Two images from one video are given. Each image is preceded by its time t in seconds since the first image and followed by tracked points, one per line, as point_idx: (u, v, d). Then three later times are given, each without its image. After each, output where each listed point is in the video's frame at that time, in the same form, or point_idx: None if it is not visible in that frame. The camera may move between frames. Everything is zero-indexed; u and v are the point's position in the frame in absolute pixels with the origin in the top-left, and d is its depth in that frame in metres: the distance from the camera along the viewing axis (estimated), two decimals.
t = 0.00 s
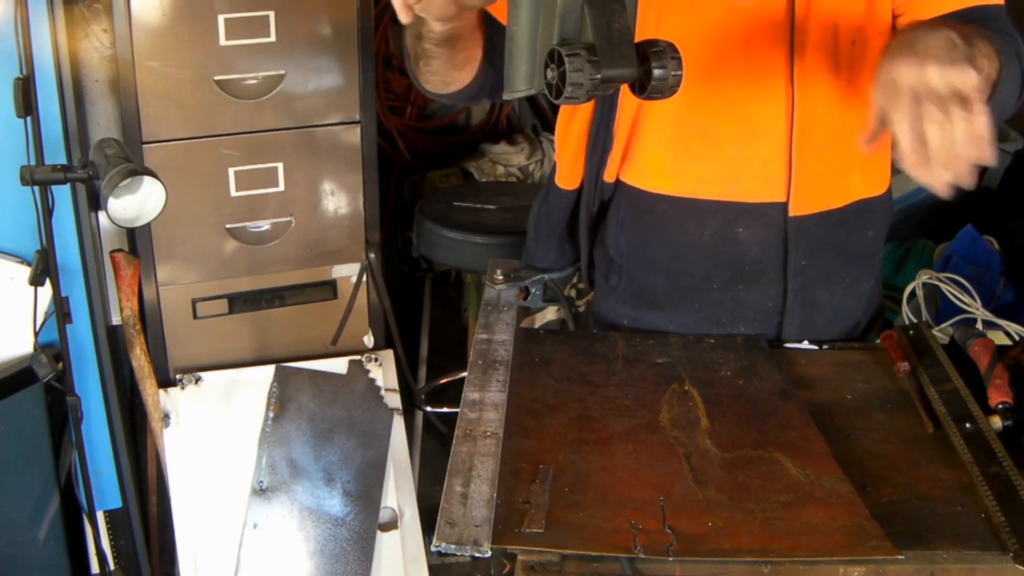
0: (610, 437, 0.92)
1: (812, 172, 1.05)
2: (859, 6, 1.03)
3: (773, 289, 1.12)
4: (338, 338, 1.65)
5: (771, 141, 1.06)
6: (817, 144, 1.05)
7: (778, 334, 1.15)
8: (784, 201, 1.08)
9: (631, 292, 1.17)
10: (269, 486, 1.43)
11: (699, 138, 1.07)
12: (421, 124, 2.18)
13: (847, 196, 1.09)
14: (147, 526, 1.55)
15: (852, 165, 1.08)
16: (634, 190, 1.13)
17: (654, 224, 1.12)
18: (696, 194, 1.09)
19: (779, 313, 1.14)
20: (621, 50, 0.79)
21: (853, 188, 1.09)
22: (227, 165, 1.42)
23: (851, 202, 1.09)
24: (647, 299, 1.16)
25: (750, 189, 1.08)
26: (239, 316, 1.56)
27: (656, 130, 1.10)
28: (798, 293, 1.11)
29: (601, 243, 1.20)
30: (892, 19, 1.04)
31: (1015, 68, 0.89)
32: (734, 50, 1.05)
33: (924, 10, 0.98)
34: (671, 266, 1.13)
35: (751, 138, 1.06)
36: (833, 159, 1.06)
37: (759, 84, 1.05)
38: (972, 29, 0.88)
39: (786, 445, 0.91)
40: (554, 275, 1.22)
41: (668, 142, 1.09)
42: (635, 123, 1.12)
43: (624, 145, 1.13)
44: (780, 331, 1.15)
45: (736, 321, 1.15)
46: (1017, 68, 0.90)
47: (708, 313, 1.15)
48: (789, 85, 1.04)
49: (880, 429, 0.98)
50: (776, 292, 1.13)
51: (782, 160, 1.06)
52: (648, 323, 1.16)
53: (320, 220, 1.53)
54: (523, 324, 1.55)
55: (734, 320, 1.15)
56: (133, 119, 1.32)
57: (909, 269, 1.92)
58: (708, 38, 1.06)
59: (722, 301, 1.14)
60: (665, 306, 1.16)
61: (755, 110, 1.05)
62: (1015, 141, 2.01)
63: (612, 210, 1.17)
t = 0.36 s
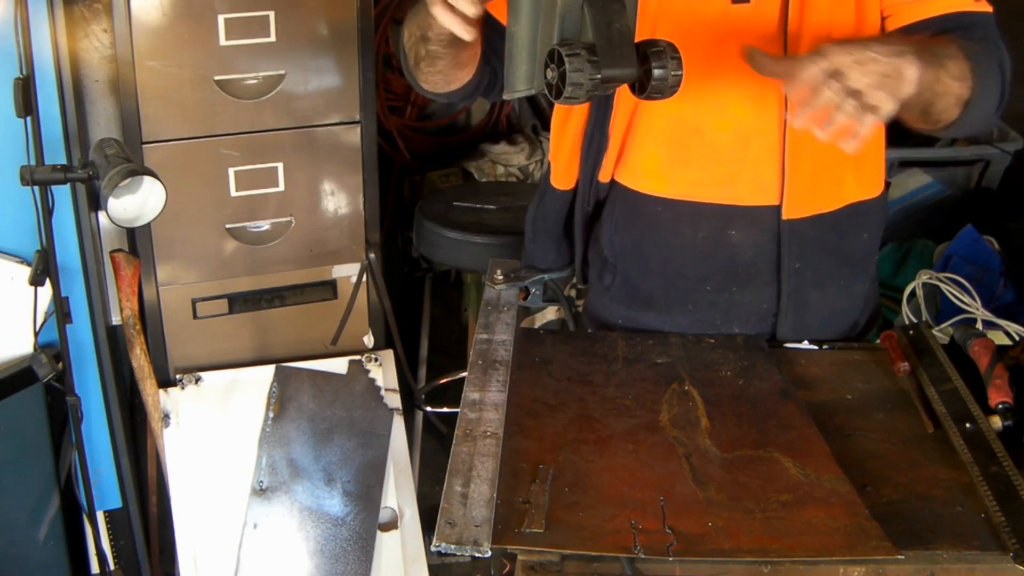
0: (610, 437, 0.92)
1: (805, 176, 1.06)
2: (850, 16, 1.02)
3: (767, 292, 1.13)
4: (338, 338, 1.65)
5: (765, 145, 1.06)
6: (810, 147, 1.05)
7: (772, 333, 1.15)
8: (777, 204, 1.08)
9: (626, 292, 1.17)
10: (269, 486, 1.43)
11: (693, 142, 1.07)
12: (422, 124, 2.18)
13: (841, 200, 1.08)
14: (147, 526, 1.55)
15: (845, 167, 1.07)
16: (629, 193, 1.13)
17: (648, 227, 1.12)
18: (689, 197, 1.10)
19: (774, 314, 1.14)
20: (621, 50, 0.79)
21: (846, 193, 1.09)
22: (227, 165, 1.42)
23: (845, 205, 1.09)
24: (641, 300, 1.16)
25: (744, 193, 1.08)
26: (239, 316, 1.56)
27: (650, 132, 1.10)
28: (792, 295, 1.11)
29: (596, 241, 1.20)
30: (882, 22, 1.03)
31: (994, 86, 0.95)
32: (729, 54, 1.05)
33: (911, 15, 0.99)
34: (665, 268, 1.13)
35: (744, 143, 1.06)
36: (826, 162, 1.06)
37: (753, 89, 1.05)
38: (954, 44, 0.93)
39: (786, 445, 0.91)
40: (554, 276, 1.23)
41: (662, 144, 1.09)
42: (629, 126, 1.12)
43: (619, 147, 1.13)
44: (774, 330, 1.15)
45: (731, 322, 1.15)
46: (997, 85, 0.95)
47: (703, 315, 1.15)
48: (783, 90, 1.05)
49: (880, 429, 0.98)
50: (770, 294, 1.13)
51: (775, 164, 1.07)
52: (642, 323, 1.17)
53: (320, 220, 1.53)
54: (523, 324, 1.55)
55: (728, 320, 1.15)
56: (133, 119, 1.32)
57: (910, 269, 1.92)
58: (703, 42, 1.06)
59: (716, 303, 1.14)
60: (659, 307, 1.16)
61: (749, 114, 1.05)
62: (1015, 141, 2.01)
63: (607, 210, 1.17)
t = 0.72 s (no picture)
0: (610, 437, 0.92)
1: (791, 170, 1.05)
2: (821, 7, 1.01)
3: (758, 287, 1.12)
4: (338, 338, 1.65)
5: (751, 140, 1.06)
6: (797, 141, 1.05)
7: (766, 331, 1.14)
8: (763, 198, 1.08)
9: (621, 286, 1.17)
10: (269, 486, 1.43)
11: (681, 136, 1.08)
12: (422, 124, 2.18)
13: (830, 194, 1.07)
14: (147, 526, 1.55)
15: (833, 161, 1.06)
16: (624, 188, 1.13)
17: (642, 223, 1.13)
18: (675, 190, 1.10)
19: (766, 309, 1.13)
20: (621, 49, 0.79)
21: (836, 186, 1.07)
22: (227, 165, 1.41)
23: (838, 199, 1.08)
24: (635, 294, 1.17)
25: (730, 187, 1.08)
26: (239, 316, 1.56)
27: (641, 126, 1.09)
28: (783, 290, 1.10)
29: (595, 237, 1.20)
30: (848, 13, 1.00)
31: (904, 80, 0.89)
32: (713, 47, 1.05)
33: None
34: (658, 263, 1.13)
35: (729, 136, 1.06)
36: (812, 157, 1.06)
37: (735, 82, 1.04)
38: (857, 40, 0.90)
39: (787, 445, 0.91)
40: (553, 275, 1.22)
41: (653, 138, 1.09)
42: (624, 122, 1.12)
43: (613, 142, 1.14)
44: (768, 327, 1.14)
45: (723, 317, 1.14)
46: (916, 78, 0.89)
47: (694, 310, 1.14)
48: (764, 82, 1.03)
49: (880, 429, 0.98)
50: (760, 289, 1.12)
51: (762, 158, 1.06)
52: (636, 319, 1.16)
53: (320, 221, 1.53)
54: (524, 324, 1.55)
55: (721, 316, 1.14)
56: (133, 119, 1.32)
57: (909, 269, 1.92)
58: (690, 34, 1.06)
59: (707, 299, 1.13)
60: (652, 302, 1.16)
61: (736, 109, 1.05)
62: (1015, 141, 2.01)
63: (603, 204, 1.17)
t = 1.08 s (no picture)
0: (610, 437, 0.92)
1: (789, 163, 1.06)
2: None
3: (755, 282, 1.12)
4: (338, 338, 1.65)
5: (749, 133, 1.06)
6: (793, 132, 1.06)
7: (763, 329, 1.13)
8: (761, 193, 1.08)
9: (620, 283, 1.17)
10: (269, 486, 1.43)
11: (680, 130, 1.08)
12: (422, 124, 2.18)
13: (828, 187, 1.08)
14: (147, 526, 1.55)
15: (831, 154, 1.07)
16: (622, 183, 1.13)
17: (641, 217, 1.12)
18: (673, 185, 1.10)
19: (763, 304, 1.13)
20: (621, 49, 0.79)
21: (834, 180, 1.08)
22: (227, 165, 1.41)
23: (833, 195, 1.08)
24: (633, 291, 1.16)
25: (728, 181, 1.08)
26: (240, 316, 1.56)
27: (642, 120, 1.09)
28: (780, 284, 1.10)
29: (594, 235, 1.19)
30: None
31: (901, 60, 0.90)
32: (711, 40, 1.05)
33: None
34: (655, 255, 1.13)
35: (727, 130, 1.07)
36: (810, 150, 1.06)
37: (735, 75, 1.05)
38: (855, 21, 0.90)
39: (787, 445, 0.91)
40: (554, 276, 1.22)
41: (653, 132, 1.09)
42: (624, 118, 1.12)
43: (613, 137, 1.14)
44: (765, 325, 1.13)
45: (720, 313, 1.13)
46: (913, 59, 0.91)
47: (692, 305, 1.13)
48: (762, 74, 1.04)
49: (880, 429, 0.98)
50: (758, 285, 1.12)
51: (760, 152, 1.07)
52: (635, 317, 1.16)
53: (320, 221, 1.53)
54: (524, 324, 1.55)
55: (718, 312, 1.13)
56: (133, 119, 1.32)
57: (909, 269, 1.92)
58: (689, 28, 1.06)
59: (705, 294, 1.13)
60: (649, 298, 1.15)
61: (734, 102, 1.06)
62: (1015, 141, 2.02)
63: (602, 201, 1.16)
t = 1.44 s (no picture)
0: (610, 437, 0.92)
1: (788, 164, 1.06)
2: None
3: (754, 282, 1.11)
4: (338, 338, 1.65)
5: (747, 134, 1.07)
6: (791, 134, 1.06)
7: (763, 330, 1.13)
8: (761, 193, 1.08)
9: (619, 283, 1.17)
10: (269, 486, 1.43)
11: (679, 130, 1.08)
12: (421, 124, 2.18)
13: (827, 188, 1.08)
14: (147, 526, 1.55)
15: (831, 154, 1.07)
16: (621, 183, 1.13)
17: (640, 218, 1.12)
18: (672, 185, 1.10)
19: (763, 304, 1.12)
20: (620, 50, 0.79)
21: (833, 180, 1.08)
22: (227, 165, 1.41)
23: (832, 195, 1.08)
24: (633, 291, 1.16)
25: (727, 181, 1.08)
26: (240, 316, 1.56)
27: (642, 119, 1.09)
28: (780, 284, 1.10)
29: (594, 234, 1.20)
30: None
31: (898, 50, 0.90)
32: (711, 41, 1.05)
33: None
34: (654, 255, 1.13)
35: (726, 130, 1.07)
36: (810, 151, 1.06)
37: (735, 76, 1.05)
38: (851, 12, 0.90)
39: (787, 445, 0.91)
40: (554, 275, 1.22)
41: (652, 132, 1.09)
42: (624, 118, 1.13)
43: (613, 137, 1.14)
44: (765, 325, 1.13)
45: (720, 313, 1.13)
46: (911, 50, 0.91)
47: (691, 306, 1.13)
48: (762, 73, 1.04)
49: (880, 429, 0.98)
50: (757, 285, 1.11)
51: (758, 153, 1.07)
52: (635, 316, 1.15)
53: (320, 221, 1.53)
54: (524, 324, 1.55)
55: (718, 312, 1.13)
56: (133, 119, 1.32)
57: (910, 268, 1.92)
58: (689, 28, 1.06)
59: (703, 295, 1.13)
60: (649, 298, 1.15)
61: (733, 103, 1.06)
62: (1015, 141, 2.02)
63: (602, 202, 1.17)
